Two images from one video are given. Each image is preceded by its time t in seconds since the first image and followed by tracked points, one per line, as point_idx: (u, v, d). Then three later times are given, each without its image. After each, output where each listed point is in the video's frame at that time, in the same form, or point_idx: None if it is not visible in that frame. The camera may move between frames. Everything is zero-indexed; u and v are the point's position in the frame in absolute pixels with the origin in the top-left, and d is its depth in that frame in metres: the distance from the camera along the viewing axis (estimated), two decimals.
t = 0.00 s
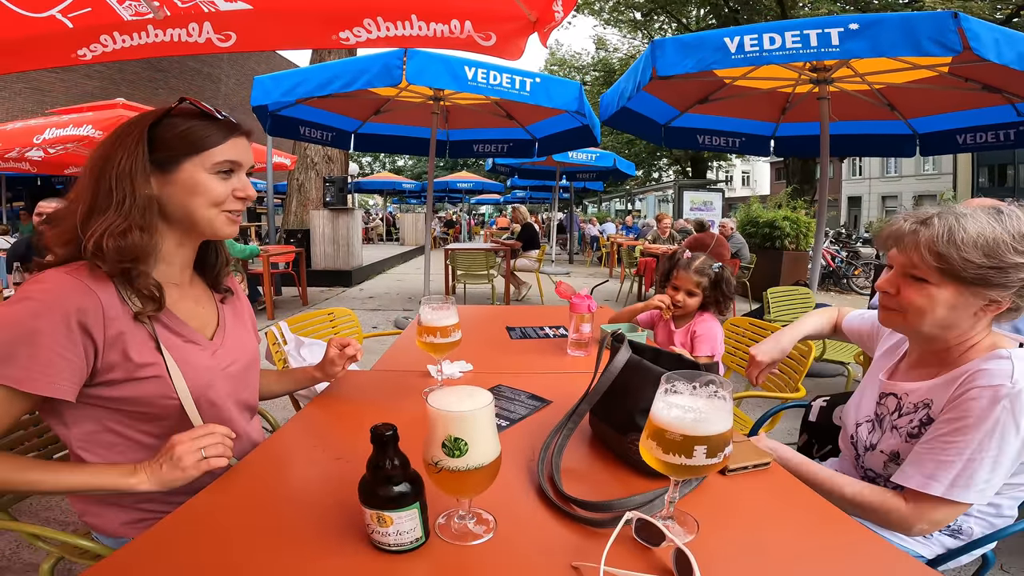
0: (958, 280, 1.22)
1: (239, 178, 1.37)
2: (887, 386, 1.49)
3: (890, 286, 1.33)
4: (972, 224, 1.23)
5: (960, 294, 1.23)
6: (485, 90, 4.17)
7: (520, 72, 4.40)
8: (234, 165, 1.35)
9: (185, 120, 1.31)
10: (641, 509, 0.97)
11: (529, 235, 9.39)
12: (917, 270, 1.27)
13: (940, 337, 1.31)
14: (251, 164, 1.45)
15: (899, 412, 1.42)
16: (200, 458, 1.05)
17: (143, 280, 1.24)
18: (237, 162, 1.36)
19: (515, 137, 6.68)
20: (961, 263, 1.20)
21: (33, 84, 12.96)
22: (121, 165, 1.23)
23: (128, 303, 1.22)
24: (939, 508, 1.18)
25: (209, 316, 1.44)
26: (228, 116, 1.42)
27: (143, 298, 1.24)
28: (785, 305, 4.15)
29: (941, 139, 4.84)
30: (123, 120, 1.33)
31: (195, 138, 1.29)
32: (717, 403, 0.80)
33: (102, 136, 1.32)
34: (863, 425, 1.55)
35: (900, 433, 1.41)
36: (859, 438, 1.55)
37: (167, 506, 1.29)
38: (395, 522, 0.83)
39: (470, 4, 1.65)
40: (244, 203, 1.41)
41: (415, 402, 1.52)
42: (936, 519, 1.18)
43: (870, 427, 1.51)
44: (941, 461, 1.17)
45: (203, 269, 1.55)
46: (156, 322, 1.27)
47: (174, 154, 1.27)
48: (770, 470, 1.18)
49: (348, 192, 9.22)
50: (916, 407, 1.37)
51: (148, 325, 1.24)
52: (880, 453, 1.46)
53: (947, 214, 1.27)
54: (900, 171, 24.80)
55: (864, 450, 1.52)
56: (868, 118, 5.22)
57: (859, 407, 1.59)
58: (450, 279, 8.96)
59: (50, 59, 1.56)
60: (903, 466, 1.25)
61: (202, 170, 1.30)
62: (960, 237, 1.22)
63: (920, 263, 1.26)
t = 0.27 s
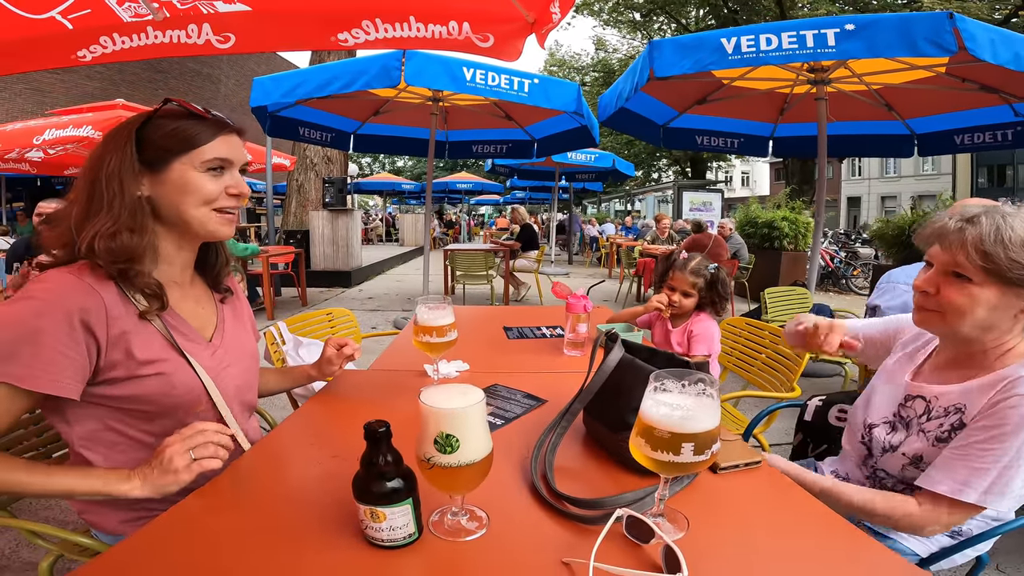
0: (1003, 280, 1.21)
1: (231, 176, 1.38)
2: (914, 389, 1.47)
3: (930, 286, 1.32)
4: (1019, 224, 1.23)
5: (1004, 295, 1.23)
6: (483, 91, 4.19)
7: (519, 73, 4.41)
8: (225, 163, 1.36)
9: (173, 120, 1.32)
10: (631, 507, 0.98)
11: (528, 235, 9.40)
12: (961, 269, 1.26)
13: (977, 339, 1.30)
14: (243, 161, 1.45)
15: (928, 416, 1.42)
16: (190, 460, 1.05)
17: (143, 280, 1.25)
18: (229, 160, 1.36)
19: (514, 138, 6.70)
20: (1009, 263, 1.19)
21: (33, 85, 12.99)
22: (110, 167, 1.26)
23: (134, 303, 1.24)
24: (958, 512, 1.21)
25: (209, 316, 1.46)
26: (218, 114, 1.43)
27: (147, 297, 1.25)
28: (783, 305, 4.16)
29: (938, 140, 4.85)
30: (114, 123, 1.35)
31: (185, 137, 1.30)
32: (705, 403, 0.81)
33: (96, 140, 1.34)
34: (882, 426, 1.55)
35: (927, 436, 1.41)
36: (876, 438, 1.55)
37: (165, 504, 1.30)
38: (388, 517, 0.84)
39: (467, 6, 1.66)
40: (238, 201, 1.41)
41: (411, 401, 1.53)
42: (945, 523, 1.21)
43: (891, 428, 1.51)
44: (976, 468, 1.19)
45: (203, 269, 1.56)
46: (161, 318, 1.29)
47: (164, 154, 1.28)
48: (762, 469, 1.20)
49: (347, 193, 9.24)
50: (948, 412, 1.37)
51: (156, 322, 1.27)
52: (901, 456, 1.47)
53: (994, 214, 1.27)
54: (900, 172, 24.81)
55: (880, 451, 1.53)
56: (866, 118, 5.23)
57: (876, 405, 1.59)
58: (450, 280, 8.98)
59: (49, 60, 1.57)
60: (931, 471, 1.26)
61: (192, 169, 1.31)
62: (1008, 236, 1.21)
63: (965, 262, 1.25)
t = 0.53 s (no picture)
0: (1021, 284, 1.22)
1: (229, 180, 1.39)
2: (924, 397, 1.45)
3: (945, 292, 1.32)
4: None
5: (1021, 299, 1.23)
6: (482, 93, 4.19)
7: (517, 74, 4.43)
8: (222, 166, 1.37)
9: (171, 124, 1.33)
10: (624, 507, 1.00)
11: (528, 236, 9.41)
12: (975, 274, 1.26)
13: (995, 346, 1.31)
14: (242, 164, 1.46)
15: (938, 426, 1.40)
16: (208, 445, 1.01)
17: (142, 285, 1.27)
18: (226, 163, 1.38)
19: (513, 139, 6.71)
20: None
21: (33, 86, 13.00)
22: (106, 171, 1.28)
23: (134, 307, 1.25)
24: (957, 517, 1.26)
25: (208, 319, 1.47)
26: (215, 117, 1.44)
27: (147, 300, 1.26)
28: (781, 306, 4.17)
29: (936, 140, 4.86)
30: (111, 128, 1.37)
31: (182, 141, 1.31)
32: (696, 404, 0.83)
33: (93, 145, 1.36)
34: (890, 432, 1.52)
35: (933, 445, 1.40)
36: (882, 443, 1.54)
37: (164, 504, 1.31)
38: (382, 516, 0.86)
39: (465, 8, 1.68)
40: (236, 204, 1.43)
41: (408, 402, 1.54)
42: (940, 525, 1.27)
43: (900, 435, 1.49)
44: (982, 481, 1.23)
45: (203, 271, 1.58)
46: (161, 321, 1.30)
47: (159, 159, 1.30)
48: (754, 469, 1.21)
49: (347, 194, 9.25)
50: (958, 422, 1.35)
51: (155, 326, 1.27)
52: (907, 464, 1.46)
53: (1007, 218, 1.27)
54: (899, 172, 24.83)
55: (884, 457, 1.52)
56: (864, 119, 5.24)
57: (881, 410, 1.57)
58: (449, 281, 8.99)
59: (49, 62, 1.58)
60: (937, 479, 1.29)
61: (189, 173, 1.32)
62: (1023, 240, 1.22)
63: (981, 267, 1.25)
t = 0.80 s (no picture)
0: (1015, 281, 1.23)
1: (236, 180, 1.38)
2: (917, 398, 1.46)
3: (940, 289, 1.33)
4: None
5: (1016, 296, 1.24)
6: (480, 93, 4.19)
7: (516, 75, 4.43)
8: (230, 167, 1.36)
9: (179, 124, 1.33)
10: (621, 507, 0.99)
11: (527, 237, 9.41)
12: (970, 271, 1.28)
13: (989, 345, 1.32)
14: (248, 164, 1.45)
15: (932, 426, 1.40)
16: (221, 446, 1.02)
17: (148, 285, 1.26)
18: (233, 163, 1.36)
19: (512, 140, 6.71)
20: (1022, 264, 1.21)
21: (33, 87, 13.01)
22: (114, 171, 1.27)
23: (139, 307, 1.24)
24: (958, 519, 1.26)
25: (212, 320, 1.46)
26: (223, 117, 1.43)
27: (151, 301, 1.26)
28: (780, 306, 4.17)
29: (935, 141, 4.86)
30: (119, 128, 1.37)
31: (190, 141, 1.30)
32: (693, 403, 0.82)
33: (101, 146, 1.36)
34: (886, 434, 1.53)
35: (928, 446, 1.40)
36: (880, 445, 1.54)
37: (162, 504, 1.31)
38: (378, 516, 0.85)
39: (463, 8, 1.68)
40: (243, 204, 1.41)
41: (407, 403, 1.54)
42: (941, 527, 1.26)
43: (896, 437, 1.49)
44: (977, 482, 1.23)
45: (209, 272, 1.58)
46: (165, 322, 1.29)
47: (166, 158, 1.29)
48: (753, 469, 1.21)
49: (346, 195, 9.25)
50: (951, 423, 1.35)
51: (160, 326, 1.27)
52: (904, 466, 1.46)
53: (1001, 216, 1.30)
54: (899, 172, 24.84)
55: (882, 459, 1.52)
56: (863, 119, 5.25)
57: (877, 412, 1.58)
58: (449, 282, 8.99)
59: (48, 62, 1.58)
60: (934, 480, 1.29)
61: (196, 173, 1.31)
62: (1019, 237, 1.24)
63: (976, 263, 1.26)
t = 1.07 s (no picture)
0: (982, 279, 1.25)
1: (253, 187, 1.37)
2: (898, 400, 1.48)
3: (909, 290, 1.33)
4: (993, 224, 1.27)
5: (984, 294, 1.25)
6: (480, 94, 4.20)
7: (516, 76, 4.44)
8: (247, 173, 1.35)
9: (200, 128, 1.32)
10: (622, 507, 1.00)
11: (527, 238, 9.42)
12: (938, 271, 1.28)
13: (963, 343, 1.33)
14: (265, 170, 1.44)
15: (914, 428, 1.42)
16: (234, 456, 1.03)
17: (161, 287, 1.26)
18: (251, 170, 1.36)
19: (512, 141, 6.71)
20: (987, 262, 1.23)
21: (33, 88, 13.03)
22: (137, 173, 1.27)
23: (153, 309, 1.25)
24: (947, 518, 1.25)
25: (221, 322, 1.46)
26: (243, 122, 1.42)
27: (165, 303, 1.26)
28: (779, 307, 4.17)
29: (934, 141, 4.87)
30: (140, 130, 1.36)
31: (211, 145, 1.29)
32: (693, 404, 0.83)
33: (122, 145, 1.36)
34: (869, 438, 1.54)
35: (912, 447, 1.42)
36: (864, 450, 1.55)
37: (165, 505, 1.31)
38: (380, 516, 0.86)
39: (463, 10, 1.69)
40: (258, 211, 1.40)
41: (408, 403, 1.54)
42: (932, 526, 1.26)
43: (880, 440, 1.51)
44: (962, 480, 1.23)
45: (221, 275, 1.58)
46: (178, 324, 1.29)
47: (188, 162, 1.29)
48: (751, 469, 1.21)
49: (346, 196, 9.27)
50: (932, 423, 1.37)
51: (172, 329, 1.27)
52: (892, 468, 1.47)
53: (966, 215, 1.31)
54: (898, 173, 24.86)
55: (870, 463, 1.53)
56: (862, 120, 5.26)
57: (861, 415, 1.58)
58: (449, 283, 9.00)
59: (48, 64, 1.59)
60: (919, 478, 1.29)
61: (214, 178, 1.30)
62: (983, 236, 1.25)
63: (943, 264, 1.27)
